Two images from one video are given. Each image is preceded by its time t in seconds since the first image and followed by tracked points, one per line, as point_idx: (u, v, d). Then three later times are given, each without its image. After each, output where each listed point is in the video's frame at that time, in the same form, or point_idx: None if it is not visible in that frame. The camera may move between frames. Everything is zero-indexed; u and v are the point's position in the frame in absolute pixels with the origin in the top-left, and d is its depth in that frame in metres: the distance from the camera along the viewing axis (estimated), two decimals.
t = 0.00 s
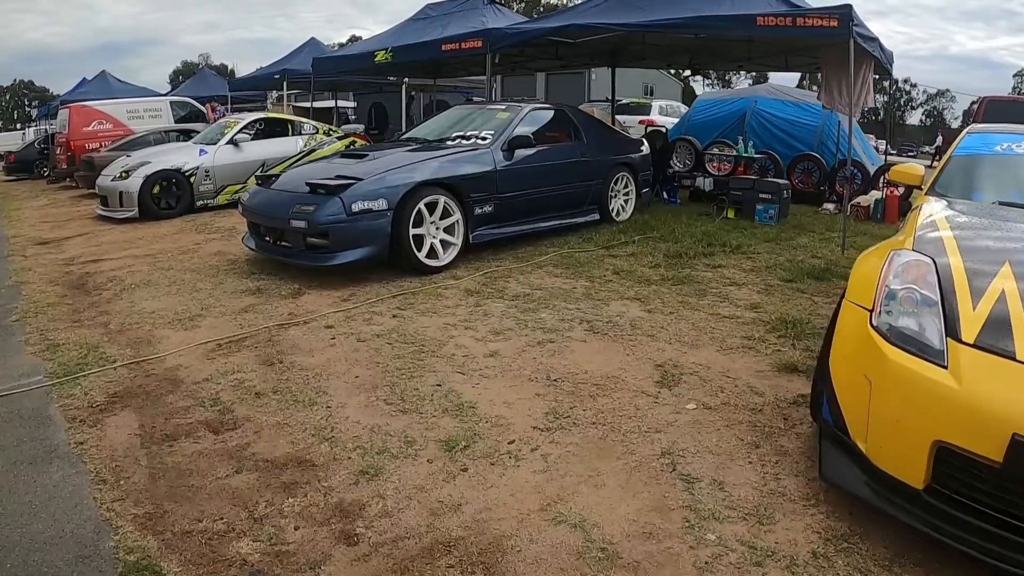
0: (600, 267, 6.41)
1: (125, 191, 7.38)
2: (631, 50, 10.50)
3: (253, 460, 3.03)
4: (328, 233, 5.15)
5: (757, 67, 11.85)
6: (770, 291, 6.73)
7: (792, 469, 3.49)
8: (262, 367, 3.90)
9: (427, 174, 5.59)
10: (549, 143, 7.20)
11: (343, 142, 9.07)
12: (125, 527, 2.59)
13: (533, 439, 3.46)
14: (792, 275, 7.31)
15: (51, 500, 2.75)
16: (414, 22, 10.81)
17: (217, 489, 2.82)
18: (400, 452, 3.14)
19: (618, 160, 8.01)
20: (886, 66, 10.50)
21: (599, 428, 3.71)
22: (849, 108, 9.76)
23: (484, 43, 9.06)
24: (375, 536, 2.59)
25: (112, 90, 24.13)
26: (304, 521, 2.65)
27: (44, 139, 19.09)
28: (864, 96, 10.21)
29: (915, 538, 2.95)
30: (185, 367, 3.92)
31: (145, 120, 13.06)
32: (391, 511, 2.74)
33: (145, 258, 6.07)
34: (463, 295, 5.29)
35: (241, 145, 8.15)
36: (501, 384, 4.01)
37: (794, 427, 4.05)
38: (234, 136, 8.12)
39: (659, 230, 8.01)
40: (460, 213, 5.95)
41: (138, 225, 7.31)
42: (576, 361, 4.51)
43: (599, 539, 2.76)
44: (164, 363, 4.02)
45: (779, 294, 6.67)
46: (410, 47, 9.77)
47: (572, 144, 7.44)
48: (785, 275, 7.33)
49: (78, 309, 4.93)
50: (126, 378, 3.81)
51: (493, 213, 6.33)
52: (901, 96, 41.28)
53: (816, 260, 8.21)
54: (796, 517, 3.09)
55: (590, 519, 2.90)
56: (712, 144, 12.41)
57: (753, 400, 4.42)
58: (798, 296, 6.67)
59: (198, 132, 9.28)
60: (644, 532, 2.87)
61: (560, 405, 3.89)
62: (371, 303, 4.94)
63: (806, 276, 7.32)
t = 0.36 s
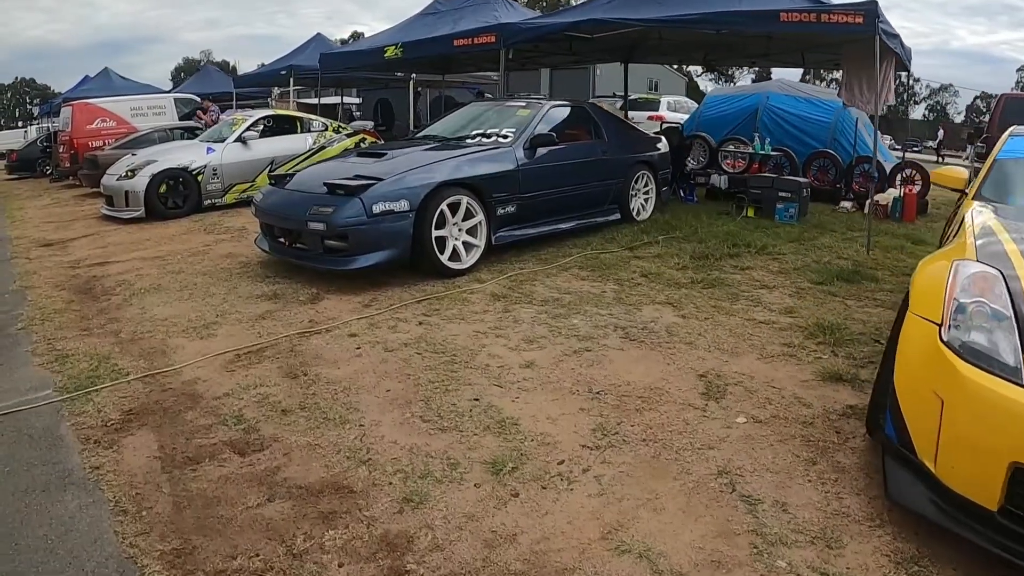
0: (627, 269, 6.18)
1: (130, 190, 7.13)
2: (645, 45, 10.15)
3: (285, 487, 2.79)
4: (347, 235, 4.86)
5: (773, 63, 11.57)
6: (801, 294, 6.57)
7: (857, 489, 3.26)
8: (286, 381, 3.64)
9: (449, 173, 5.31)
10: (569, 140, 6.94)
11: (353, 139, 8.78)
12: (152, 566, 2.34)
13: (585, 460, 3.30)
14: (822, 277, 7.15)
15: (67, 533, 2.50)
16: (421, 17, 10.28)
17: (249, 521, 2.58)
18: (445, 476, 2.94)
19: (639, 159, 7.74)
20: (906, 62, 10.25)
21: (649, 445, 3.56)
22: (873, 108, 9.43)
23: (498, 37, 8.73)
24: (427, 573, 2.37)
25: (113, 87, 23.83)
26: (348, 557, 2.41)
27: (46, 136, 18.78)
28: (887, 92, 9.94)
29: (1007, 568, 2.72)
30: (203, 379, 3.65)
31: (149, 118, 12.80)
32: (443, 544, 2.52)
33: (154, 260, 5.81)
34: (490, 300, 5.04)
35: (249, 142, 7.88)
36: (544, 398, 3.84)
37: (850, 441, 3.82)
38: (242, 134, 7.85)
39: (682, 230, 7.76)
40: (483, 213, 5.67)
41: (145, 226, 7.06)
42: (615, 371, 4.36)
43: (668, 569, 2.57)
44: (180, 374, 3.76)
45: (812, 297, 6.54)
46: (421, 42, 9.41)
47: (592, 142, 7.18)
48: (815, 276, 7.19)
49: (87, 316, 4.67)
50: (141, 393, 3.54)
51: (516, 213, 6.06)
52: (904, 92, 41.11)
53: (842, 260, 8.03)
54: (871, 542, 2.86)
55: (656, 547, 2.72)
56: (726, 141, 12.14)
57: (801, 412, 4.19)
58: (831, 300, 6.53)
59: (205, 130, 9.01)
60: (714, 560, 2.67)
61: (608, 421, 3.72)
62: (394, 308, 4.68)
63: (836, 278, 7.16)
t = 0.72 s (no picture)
0: (658, 272, 5.95)
1: (140, 191, 6.91)
2: (663, 42, 9.73)
3: (325, 513, 2.54)
4: (372, 237, 4.59)
5: (793, 61, 11.25)
6: (839, 297, 6.35)
7: (926, 502, 3.07)
8: (316, 393, 3.39)
9: (475, 172, 5.04)
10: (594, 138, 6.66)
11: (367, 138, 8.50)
12: None
13: (645, 478, 3.11)
14: (856, 279, 6.91)
15: (84, 568, 2.24)
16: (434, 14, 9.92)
17: (288, 553, 2.33)
18: (499, 499, 2.73)
19: (665, 157, 7.45)
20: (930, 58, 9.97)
21: (710, 461, 3.37)
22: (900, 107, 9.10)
23: (515, 34, 8.45)
24: None
25: (118, 86, 23.61)
26: None
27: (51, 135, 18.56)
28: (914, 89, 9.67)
29: None
30: (227, 391, 3.39)
31: (157, 117, 12.55)
32: None
33: (167, 263, 5.56)
34: (521, 304, 4.80)
35: (261, 141, 7.61)
36: (592, 410, 3.65)
37: (911, 452, 3.57)
38: (254, 133, 7.61)
39: (709, 230, 7.51)
40: (511, 214, 5.40)
41: (155, 227, 6.81)
42: (663, 380, 4.18)
43: None
44: (200, 384, 3.50)
45: (848, 301, 6.27)
46: (437, 38, 9.10)
47: (617, 140, 6.90)
48: (848, 279, 6.91)
49: (99, 322, 4.42)
50: (160, 406, 3.28)
51: (543, 214, 5.80)
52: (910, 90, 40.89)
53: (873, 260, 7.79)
54: (948, 561, 2.67)
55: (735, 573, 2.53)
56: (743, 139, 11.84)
57: (856, 423, 3.92)
58: (868, 303, 6.26)
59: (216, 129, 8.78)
60: None
61: (664, 436, 3.54)
62: (423, 313, 4.43)
63: (870, 280, 6.88)
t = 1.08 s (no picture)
0: (696, 272, 5.73)
1: (154, 188, 6.73)
2: (685, 38, 9.30)
3: (379, 540, 2.30)
4: (404, 237, 4.33)
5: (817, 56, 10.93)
6: (881, 297, 6.10)
7: (1002, 515, 2.91)
8: (354, 403, 3.14)
9: (509, 170, 4.80)
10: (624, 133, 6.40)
11: (383, 135, 8.33)
12: None
13: (717, 496, 2.90)
14: (897, 279, 6.64)
15: None
16: (451, 8, 9.67)
17: None
18: (567, 521, 2.52)
19: (696, 154, 7.17)
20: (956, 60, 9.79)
21: (780, 475, 3.13)
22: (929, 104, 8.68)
23: (536, 29, 8.08)
24: None
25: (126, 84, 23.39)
26: None
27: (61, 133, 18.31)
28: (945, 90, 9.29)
29: None
30: (257, 402, 3.13)
31: (168, 114, 12.33)
32: None
33: (185, 263, 5.33)
34: (560, 307, 4.58)
35: (277, 138, 7.43)
36: (651, 420, 3.47)
37: (978, 462, 3.34)
38: (271, 129, 7.39)
39: (740, 228, 7.25)
40: (545, 213, 5.14)
41: (170, 226, 6.59)
42: (718, 388, 3.97)
43: None
44: (227, 392, 3.24)
45: (892, 302, 6.00)
46: (455, 32, 8.81)
47: (648, 137, 6.63)
48: (887, 279, 6.64)
49: (117, 326, 4.18)
50: (186, 419, 3.03)
51: (576, 212, 5.55)
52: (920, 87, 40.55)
53: (909, 259, 7.54)
54: None
55: None
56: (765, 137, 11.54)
57: (920, 431, 3.67)
58: (912, 305, 5.98)
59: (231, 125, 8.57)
60: None
61: (729, 448, 3.33)
62: (459, 316, 4.20)
63: (910, 281, 6.59)
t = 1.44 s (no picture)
0: (729, 278, 5.57)
1: (166, 191, 6.56)
2: (706, 37, 9.06)
3: None
4: (435, 244, 4.13)
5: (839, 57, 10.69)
6: (919, 304, 5.89)
7: None
8: (393, 422, 2.94)
9: (542, 174, 4.60)
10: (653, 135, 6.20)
11: (400, 136, 8.13)
12: None
13: (784, 521, 2.70)
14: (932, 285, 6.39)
15: None
16: (467, 7, 9.47)
17: None
18: (634, 553, 2.34)
19: (724, 156, 6.97)
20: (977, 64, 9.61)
21: (845, 497, 2.93)
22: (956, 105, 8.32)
23: (557, 27, 7.88)
24: None
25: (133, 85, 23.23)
26: None
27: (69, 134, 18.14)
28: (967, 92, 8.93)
29: None
30: (290, 422, 2.93)
31: (178, 115, 12.16)
32: None
33: (203, 270, 5.15)
34: (596, 316, 4.42)
35: (292, 138, 7.23)
36: (708, 439, 3.29)
37: None
38: (285, 130, 7.22)
39: (768, 232, 7.04)
40: (577, 218, 4.95)
41: (184, 230, 6.40)
42: (771, 403, 3.77)
43: None
44: (255, 409, 3.04)
45: (930, 310, 5.77)
46: (473, 31, 8.61)
47: (676, 138, 6.42)
48: (921, 285, 6.39)
49: (135, 337, 3.99)
50: (215, 440, 2.82)
51: (607, 217, 5.35)
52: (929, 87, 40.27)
53: (940, 264, 7.24)
54: None
55: None
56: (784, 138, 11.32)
57: (975, 446, 3.45)
58: (951, 313, 5.75)
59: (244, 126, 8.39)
60: None
61: (789, 468, 3.13)
62: (494, 326, 4.03)
63: (945, 287, 6.33)
